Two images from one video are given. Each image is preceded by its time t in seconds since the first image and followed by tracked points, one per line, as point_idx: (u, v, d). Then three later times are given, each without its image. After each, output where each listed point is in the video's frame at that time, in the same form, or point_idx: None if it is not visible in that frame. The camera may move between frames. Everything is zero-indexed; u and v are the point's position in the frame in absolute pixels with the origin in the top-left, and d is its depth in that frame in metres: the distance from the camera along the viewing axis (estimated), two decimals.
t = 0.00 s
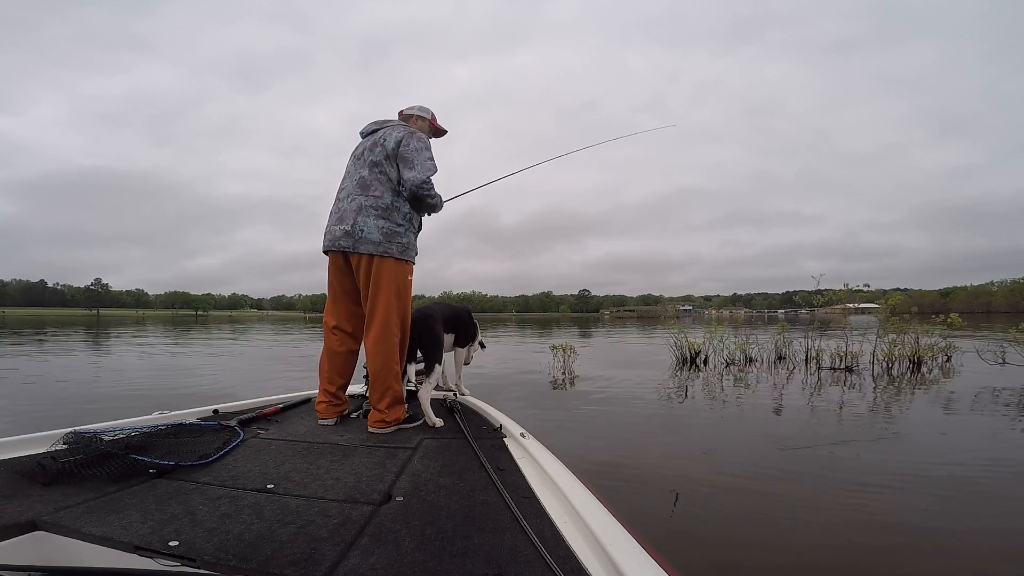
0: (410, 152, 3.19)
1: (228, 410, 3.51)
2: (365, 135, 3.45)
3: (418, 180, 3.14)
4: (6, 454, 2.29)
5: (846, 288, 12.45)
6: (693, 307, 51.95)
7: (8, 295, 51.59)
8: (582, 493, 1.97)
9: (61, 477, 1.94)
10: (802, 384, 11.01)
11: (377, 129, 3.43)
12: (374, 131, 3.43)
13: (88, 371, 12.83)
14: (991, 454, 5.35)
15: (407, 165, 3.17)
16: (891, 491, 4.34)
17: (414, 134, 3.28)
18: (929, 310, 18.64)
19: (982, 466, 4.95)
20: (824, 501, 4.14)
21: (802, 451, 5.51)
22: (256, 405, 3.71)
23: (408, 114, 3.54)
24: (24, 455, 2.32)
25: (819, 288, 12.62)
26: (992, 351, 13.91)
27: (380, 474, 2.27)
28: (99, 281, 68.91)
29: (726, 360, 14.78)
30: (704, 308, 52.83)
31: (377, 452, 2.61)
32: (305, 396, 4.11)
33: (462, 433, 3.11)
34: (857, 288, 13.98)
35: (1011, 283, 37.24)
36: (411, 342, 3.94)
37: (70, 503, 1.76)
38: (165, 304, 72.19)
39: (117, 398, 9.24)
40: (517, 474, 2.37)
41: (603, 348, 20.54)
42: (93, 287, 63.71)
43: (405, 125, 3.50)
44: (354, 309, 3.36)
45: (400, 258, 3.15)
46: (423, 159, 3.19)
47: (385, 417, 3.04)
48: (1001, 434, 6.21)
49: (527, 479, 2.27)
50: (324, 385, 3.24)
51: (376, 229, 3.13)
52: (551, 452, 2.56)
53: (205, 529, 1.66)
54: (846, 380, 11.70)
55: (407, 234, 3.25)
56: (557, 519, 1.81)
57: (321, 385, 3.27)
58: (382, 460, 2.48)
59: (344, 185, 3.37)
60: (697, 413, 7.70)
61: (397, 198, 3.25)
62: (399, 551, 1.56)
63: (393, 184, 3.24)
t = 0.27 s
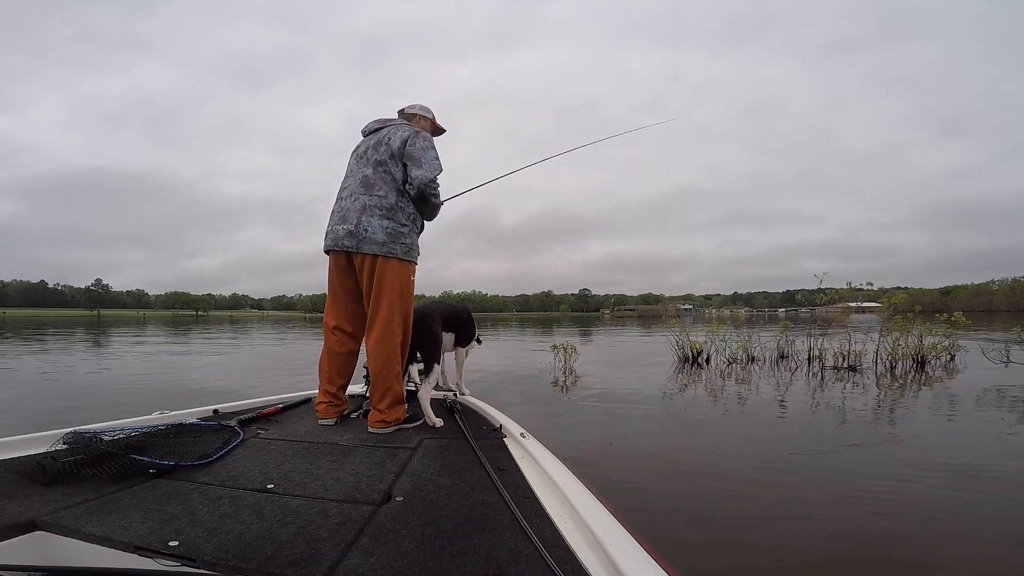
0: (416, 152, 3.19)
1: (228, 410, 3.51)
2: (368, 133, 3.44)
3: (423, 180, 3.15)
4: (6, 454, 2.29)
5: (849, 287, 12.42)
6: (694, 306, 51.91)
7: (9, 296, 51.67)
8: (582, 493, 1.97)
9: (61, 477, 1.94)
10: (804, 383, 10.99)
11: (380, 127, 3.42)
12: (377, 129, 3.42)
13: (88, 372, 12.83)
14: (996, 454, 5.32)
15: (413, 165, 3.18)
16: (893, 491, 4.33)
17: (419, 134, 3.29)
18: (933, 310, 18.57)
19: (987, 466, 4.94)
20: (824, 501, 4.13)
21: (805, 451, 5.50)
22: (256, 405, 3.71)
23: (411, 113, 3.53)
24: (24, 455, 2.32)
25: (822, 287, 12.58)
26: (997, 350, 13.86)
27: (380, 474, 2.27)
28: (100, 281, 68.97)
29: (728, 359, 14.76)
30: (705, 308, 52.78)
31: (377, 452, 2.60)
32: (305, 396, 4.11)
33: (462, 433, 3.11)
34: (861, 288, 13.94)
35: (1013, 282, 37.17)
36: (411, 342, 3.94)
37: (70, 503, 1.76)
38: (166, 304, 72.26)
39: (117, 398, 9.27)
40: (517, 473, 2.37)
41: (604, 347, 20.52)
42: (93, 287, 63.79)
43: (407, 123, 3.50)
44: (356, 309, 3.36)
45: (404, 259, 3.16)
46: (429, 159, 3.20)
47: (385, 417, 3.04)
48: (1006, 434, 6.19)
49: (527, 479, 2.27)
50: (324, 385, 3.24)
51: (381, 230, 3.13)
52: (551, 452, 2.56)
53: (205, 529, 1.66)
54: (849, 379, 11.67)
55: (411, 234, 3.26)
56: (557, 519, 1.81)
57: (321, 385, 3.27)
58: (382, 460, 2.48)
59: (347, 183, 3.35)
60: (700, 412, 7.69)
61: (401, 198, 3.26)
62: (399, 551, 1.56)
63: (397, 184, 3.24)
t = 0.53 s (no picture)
0: (423, 153, 3.21)
1: (228, 410, 3.51)
2: (372, 132, 3.43)
3: (431, 181, 3.17)
4: (6, 454, 2.29)
5: (852, 286, 12.39)
6: (695, 306, 51.88)
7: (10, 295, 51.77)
8: (582, 493, 1.97)
9: (61, 477, 1.94)
10: (807, 383, 10.97)
11: (385, 126, 3.41)
12: (381, 128, 3.42)
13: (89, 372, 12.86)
14: (1002, 454, 5.31)
15: (420, 166, 3.19)
16: (891, 490, 4.35)
17: (426, 135, 3.30)
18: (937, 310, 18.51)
19: (991, 466, 4.92)
20: (826, 501, 4.14)
21: (807, 451, 5.49)
22: (256, 405, 3.71)
23: (414, 113, 3.54)
24: (24, 455, 2.32)
25: (824, 286, 12.57)
26: (1002, 350, 13.82)
27: (380, 474, 2.27)
28: (101, 282, 69.06)
29: (730, 359, 14.74)
30: (706, 308, 52.75)
31: (377, 452, 2.60)
32: (305, 396, 4.11)
33: (462, 433, 3.11)
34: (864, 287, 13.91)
35: (1015, 282, 37.18)
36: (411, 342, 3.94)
37: (70, 503, 1.76)
38: (166, 304, 72.33)
39: (118, 398, 9.30)
40: (517, 473, 2.36)
41: (605, 347, 20.51)
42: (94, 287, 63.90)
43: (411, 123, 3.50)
44: (357, 309, 3.36)
45: (409, 260, 3.16)
46: (436, 160, 3.22)
47: (385, 417, 3.04)
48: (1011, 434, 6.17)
49: (527, 479, 2.26)
50: (325, 385, 3.24)
51: (387, 230, 3.13)
52: (551, 452, 2.55)
53: (205, 529, 1.66)
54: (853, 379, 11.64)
55: (416, 235, 3.27)
56: (557, 519, 1.81)
57: (321, 385, 3.27)
58: (382, 460, 2.48)
59: (351, 182, 3.33)
60: (703, 412, 7.67)
61: (407, 199, 3.27)
62: (399, 551, 1.56)
63: (403, 184, 3.25)
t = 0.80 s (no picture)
0: (432, 155, 3.24)
1: (228, 410, 3.51)
2: (377, 131, 3.42)
3: (440, 184, 3.20)
4: (6, 454, 2.29)
5: (855, 286, 12.38)
6: (696, 306, 51.85)
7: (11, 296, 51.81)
8: (582, 493, 1.97)
9: (61, 477, 1.94)
10: (810, 384, 10.95)
11: (390, 126, 3.41)
12: (387, 128, 3.40)
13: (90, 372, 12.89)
14: (1007, 455, 5.30)
15: (429, 167, 3.21)
16: (894, 490, 4.35)
17: (433, 137, 3.33)
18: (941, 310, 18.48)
19: (996, 467, 4.91)
20: (827, 501, 4.14)
21: (809, 451, 5.48)
22: (255, 405, 3.71)
23: (420, 117, 3.57)
24: (23, 455, 2.32)
25: (826, 286, 12.57)
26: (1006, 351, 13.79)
27: (380, 474, 2.27)
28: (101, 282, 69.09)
29: (731, 360, 14.73)
30: (707, 308, 52.72)
31: (377, 452, 2.60)
32: (305, 396, 4.11)
33: (462, 433, 3.11)
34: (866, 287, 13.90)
35: (1017, 282, 37.17)
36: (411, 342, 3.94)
37: (69, 503, 1.76)
38: (167, 304, 72.34)
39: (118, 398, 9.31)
40: (517, 473, 2.36)
41: (606, 347, 20.50)
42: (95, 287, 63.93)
43: (416, 125, 3.52)
44: (359, 309, 3.35)
45: (414, 261, 3.18)
46: (444, 163, 3.26)
47: (385, 417, 3.03)
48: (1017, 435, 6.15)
49: (527, 479, 2.26)
50: (325, 385, 3.24)
51: (394, 231, 3.13)
52: (551, 452, 2.55)
53: (205, 529, 1.66)
54: (855, 380, 11.62)
55: (421, 237, 3.29)
56: (557, 519, 1.81)
57: (322, 385, 3.26)
58: (382, 460, 2.48)
59: (355, 180, 3.30)
60: (706, 413, 7.66)
61: (413, 200, 3.28)
62: (399, 551, 1.56)
63: (410, 185, 3.26)
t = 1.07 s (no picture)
0: (439, 156, 3.26)
1: (228, 410, 3.51)
2: (383, 129, 3.42)
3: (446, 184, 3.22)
4: (6, 454, 2.29)
5: (858, 287, 12.37)
6: (697, 307, 51.83)
7: (11, 296, 51.90)
8: (582, 493, 1.97)
9: (62, 477, 1.94)
10: (813, 385, 10.94)
11: (396, 125, 3.41)
12: (393, 127, 3.41)
13: (91, 372, 12.93)
14: (1011, 456, 5.30)
15: (436, 168, 3.23)
16: (896, 490, 4.35)
17: (440, 139, 3.35)
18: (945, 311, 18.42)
19: (1002, 468, 4.90)
20: (828, 501, 4.14)
21: (812, 452, 5.48)
22: (256, 405, 3.71)
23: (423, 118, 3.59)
24: (24, 455, 2.32)
25: (829, 287, 12.55)
26: (1011, 352, 13.75)
27: (380, 474, 2.27)
28: (102, 283, 69.15)
29: (734, 360, 14.72)
30: (708, 309, 52.69)
31: (377, 452, 2.60)
32: (305, 396, 4.11)
33: (463, 433, 3.11)
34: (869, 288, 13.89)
35: (1019, 282, 37.13)
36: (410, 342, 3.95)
37: (70, 503, 1.76)
38: (167, 305, 72.39)
39: (119, 398, 9.34)
40: (517, 474, 2.36)
41: (608, 348, 20.50)
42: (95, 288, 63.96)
43: (421, 126, 3.54)
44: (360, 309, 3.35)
45: (418, 261, 3.19)
46: (450, 164, 3.28)
47: (385, 417, 3.03)
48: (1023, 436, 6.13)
49: (527, 479, 2.26)
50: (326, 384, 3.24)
51: (400, 231, 3.14)
52: (551, 452, 2.56)
53: (205, 529, 1.66)
54: (859, 381, 11.60)
55: (425, 238, 3.30)
56: (557, 519, 1.81)
57: (323, 384, 3.27)
58: (382, 460, 2.48)
59: (360, 179, 3.29)
60: (710, 413, 7.65)
61: (418, 200, 3.29)
62: (399, 551, 1.56)
63: (416, 186, 3.28)
